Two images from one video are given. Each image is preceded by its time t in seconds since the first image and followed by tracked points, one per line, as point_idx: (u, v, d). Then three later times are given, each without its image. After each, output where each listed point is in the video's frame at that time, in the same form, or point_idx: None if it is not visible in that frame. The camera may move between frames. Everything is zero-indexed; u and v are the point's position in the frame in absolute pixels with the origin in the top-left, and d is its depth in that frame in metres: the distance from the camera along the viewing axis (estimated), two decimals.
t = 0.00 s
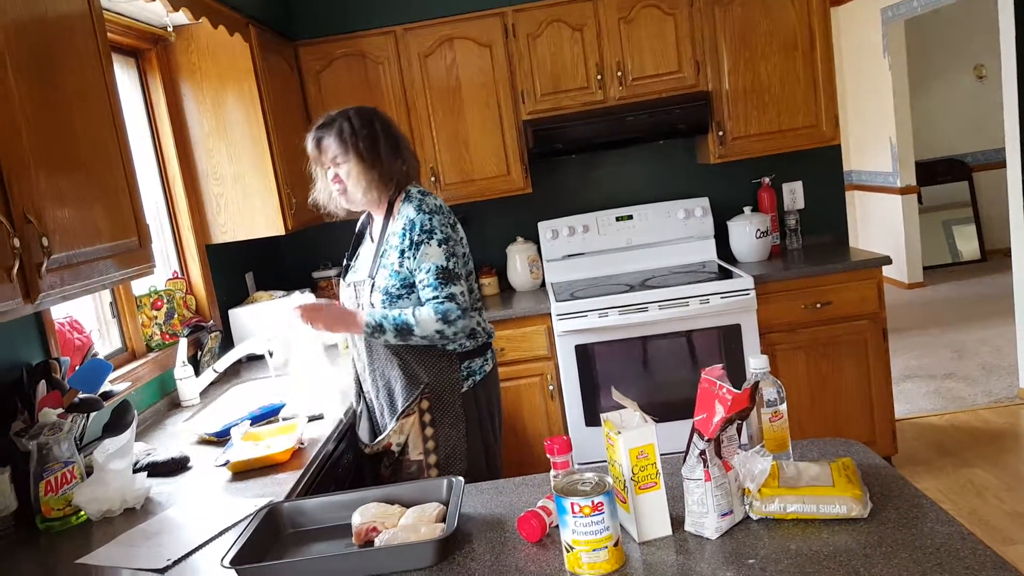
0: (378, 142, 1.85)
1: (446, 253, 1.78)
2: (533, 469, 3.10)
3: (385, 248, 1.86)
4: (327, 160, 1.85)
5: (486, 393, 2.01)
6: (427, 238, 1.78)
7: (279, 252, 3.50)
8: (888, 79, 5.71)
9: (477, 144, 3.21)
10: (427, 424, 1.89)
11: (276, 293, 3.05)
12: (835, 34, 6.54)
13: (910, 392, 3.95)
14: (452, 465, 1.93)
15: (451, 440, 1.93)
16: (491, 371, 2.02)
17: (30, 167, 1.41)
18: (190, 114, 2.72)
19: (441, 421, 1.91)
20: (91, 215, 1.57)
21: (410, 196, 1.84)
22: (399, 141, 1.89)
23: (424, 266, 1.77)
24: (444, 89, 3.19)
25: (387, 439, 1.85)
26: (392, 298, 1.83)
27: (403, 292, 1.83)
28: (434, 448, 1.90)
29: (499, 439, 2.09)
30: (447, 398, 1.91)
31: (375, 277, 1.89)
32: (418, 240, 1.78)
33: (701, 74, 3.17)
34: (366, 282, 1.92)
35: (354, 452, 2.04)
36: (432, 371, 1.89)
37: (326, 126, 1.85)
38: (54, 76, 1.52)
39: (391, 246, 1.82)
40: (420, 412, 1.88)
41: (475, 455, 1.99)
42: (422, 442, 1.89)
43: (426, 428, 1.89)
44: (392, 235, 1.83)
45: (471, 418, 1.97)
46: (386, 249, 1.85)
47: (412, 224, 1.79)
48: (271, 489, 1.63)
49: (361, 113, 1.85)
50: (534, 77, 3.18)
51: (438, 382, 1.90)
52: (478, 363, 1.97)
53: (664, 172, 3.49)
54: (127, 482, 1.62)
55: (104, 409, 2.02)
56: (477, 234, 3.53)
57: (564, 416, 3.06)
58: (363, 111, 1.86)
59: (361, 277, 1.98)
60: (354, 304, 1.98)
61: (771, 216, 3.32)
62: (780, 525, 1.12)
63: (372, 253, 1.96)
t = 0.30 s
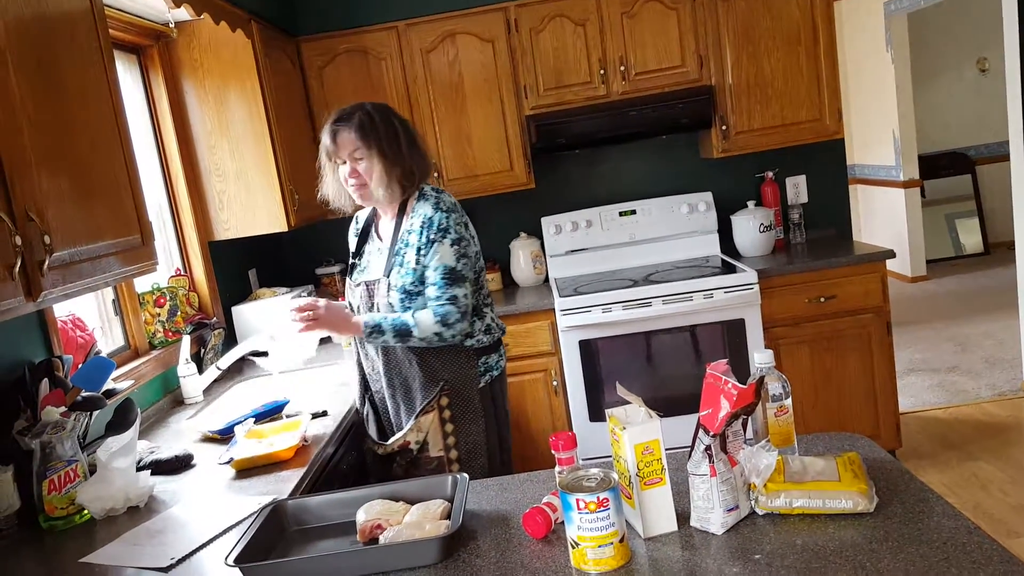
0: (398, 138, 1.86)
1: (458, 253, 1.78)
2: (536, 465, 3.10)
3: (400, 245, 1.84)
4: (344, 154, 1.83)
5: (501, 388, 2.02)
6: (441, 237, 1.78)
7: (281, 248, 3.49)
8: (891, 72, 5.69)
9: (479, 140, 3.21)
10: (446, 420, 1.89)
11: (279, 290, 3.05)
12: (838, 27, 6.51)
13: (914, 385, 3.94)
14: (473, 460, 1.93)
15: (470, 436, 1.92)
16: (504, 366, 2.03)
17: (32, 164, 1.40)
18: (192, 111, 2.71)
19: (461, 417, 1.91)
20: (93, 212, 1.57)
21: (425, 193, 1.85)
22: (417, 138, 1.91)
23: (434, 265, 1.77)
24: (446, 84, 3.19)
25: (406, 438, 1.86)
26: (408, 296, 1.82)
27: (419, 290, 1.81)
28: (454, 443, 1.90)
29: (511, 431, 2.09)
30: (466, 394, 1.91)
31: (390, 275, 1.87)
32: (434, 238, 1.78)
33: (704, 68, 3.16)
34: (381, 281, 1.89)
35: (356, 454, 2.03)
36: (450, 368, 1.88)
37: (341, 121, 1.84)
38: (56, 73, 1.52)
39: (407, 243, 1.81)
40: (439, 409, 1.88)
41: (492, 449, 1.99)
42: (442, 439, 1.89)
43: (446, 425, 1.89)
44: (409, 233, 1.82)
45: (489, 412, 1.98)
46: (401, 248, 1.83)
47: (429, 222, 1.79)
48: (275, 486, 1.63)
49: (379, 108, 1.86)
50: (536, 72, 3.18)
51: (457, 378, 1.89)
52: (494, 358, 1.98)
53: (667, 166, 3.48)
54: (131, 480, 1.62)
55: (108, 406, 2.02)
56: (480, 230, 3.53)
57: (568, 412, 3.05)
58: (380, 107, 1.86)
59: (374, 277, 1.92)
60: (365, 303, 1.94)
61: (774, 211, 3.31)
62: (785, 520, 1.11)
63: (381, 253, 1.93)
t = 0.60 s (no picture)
0: (410, 130, 1.81)
1: (483, 247, 1.79)
2: (536, 459, 3.10)
3: (419, 242, 1.78)
4: (360, 149, 1.75)
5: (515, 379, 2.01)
6: (467, 233, 1.77)
7: (278, 246, 3.48)
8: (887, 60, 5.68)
9: (474, 134, 3.20)
10: (471, 416, 1.85)
11: (276, 287, 3.04)
12: (833, 16, 6.50)
13: (913, 374, 3.95)
14: (497, 456, 1.90)
15: (495, 430, 1.89)
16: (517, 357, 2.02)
17: (22, 164, 1.39)
18: (184, 108, 2.70)
19: (486, 413, 1.87)
20: (84, 212, 1.56)
21: (437, 188, 1.81)
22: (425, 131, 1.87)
23: (465, 261, 1.76)
24: (441, 79, 3.18)
25: (430, 436, 1.83)
26: (437, 293, 1.77)
27: (449, 287, 1.77)
28: (480, 439, 1.87)
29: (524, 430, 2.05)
30: (490, 388, 1.87)
31: (411, 273, 1.79)
32: (460, 233, 1.76)
33: (699, 58, 3.15)
34: (403, 281, 1.80)
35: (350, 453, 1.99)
36: (474, 363, 1.83)
37: (352, 116, 1.76)
38: (44, 71, 1.51)
39: (429, 240, 1.76)
40: (464, 405, 1.85)
41: (513, 443, 1.96)
42: (467, 435, 1.86)
43: (471, 421, 1.86)
44: (429, 229, 1.76)
45: (509, 406, 1.95)
46: (421, 245, 1.77)
47: (452, 217, 1.76)
48: (274, 484, 1.63)
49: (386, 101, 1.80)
50: (531, 65, 3.17)
51: (481, 373, 1.84)
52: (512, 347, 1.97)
53: (662, 159, 3.47)
54: (128, 480, 1.61)
55: (105, 406, 2.01)
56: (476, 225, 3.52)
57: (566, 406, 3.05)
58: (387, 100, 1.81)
59: (389, 277, 1.82)
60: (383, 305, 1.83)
61: (771, 202, 3.30)
62: (785, 511, 1.11)
63: (393, 253, 1.82)
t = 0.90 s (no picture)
0: (468, 133, 1.64)
1: (533, 258, 1.70)
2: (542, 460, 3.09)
3: (465, 248, 1.66)
4: (412, 154, 1.59)
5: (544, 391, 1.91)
6: (519, 242, 1.67)
7: (288, 239, 3.49)
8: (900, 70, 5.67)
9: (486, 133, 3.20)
10: (504, 432, 1.76)
11: (286, 281, 3.04)
12: (847, 24, 6.48)
13: (922, 385, 3.93)
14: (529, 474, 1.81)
15: (528, 448, 1.79)
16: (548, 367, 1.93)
17: (46, 151, 1.40)
18: (202, 102, 2.71)
19: (519, 429, 1.77)
20: (106, 202, 1.57)
21: (486, 192, 1.69)
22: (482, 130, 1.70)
23: (517, 271, 1.67)
24: (455, 78, 3.18)
25: (456, 451, 1.73)
26: (484, 304, 1.68)
27: (497, 298, 1.68)
28: (511, 457, 1.78)
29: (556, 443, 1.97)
30: (526, 403, 1.77)
31: (456, 281, 1.68)
32: (511, 242, 1.66)
33: (712, 63, 3.14)
34: (445, 288, 1.69)
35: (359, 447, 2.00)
36: (509, 376, 1.74)
37: (405, 115, 1.59)
38: (70, 60, 1.51)
39: (477, 247, 1.66)
40: (497, 420, 1.75)
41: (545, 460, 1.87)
42: (499, 452, 1.76)
43: (504, 438, 1.76)
44: (477, 235, 1.65)
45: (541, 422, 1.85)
46: (467, 252, 1.66)
47: (503, 224, 1.66)
48: (281, 476, 1.63)
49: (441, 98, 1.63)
50: (544, 66, 3.16)
51: (517, 388, 1.75)
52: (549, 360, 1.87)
53: (674, 162, 3.47)
54: (138, 468, 1.62)
55: (117, 393, 2.02)
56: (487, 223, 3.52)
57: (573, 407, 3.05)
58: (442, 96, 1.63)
59: (428, 281, 1.70)
60: (421, 312, 1.71)
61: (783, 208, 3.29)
62: (796, 519, 1.11)
63: (434, 256, 1.70)
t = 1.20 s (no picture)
0: (523, 129, 1.56)
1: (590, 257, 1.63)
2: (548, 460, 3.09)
3: (518, 249, 1.59)
4: (464, 150, 1.51)
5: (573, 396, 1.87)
6: (575, 241, 1.60)
7: (300, 237, 3.50)
8: (914, 76, 5.65)
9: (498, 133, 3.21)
10: (548, 445, 1.69)
11: (297, 278, 3.06)
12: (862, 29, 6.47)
13: (931, 393, 3.91)
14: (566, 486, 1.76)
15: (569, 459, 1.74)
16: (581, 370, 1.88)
17: (61, 144, 1.41)
18: (215, 98, 2.72)
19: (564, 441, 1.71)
20: (120, 195, 1.58)
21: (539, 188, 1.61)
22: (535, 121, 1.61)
23: (575, 272, 1.60)
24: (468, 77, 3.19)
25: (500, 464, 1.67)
26: (539, 308, 1.61)
27: (553, 301, 1.61)
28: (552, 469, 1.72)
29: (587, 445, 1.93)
30: (570, 413, 1.71)
31: (507, 283, 1.61)
32: (567, 242, 1.60)
33: (726, 66, 3.14)
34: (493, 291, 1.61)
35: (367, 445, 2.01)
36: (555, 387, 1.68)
37: (457, 109, 1.51)
38: (87, 53, 1.53)
39: (531, 248, 1.59)
40: (541, 434, 1.68)
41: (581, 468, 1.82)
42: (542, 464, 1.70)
43: (548, 449, 1.69)
44: (531, 235, 1.58)
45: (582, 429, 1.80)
46: (521, 252, 1.59)
47: (558, 222, 1.59)
48: (291, 472, 1.64)
49: (493, 88, 1.54)
50: (558, 67, 3.17)
51: (562, 398, 1.69)
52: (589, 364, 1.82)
53: (686, 166, 3.47)
54: (148, 461, 1.63)
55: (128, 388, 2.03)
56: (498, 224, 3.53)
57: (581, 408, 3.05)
58: (495, 86, 1.55)
59: (475, 282, 1.62)
60: (467, 315, 1.63)
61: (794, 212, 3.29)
62: (806, 522, 1.11)
63: (480, 255, 1.61)
